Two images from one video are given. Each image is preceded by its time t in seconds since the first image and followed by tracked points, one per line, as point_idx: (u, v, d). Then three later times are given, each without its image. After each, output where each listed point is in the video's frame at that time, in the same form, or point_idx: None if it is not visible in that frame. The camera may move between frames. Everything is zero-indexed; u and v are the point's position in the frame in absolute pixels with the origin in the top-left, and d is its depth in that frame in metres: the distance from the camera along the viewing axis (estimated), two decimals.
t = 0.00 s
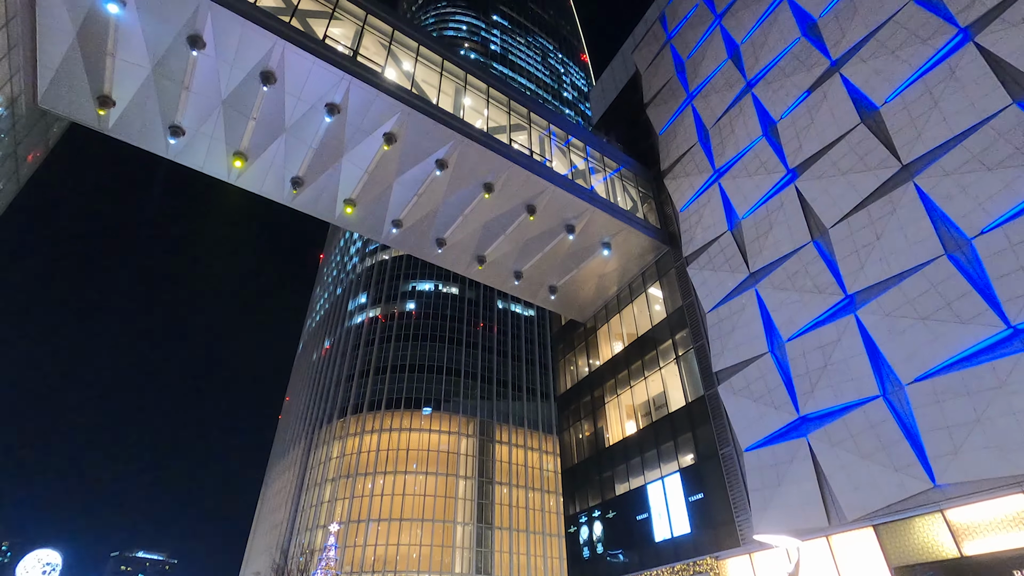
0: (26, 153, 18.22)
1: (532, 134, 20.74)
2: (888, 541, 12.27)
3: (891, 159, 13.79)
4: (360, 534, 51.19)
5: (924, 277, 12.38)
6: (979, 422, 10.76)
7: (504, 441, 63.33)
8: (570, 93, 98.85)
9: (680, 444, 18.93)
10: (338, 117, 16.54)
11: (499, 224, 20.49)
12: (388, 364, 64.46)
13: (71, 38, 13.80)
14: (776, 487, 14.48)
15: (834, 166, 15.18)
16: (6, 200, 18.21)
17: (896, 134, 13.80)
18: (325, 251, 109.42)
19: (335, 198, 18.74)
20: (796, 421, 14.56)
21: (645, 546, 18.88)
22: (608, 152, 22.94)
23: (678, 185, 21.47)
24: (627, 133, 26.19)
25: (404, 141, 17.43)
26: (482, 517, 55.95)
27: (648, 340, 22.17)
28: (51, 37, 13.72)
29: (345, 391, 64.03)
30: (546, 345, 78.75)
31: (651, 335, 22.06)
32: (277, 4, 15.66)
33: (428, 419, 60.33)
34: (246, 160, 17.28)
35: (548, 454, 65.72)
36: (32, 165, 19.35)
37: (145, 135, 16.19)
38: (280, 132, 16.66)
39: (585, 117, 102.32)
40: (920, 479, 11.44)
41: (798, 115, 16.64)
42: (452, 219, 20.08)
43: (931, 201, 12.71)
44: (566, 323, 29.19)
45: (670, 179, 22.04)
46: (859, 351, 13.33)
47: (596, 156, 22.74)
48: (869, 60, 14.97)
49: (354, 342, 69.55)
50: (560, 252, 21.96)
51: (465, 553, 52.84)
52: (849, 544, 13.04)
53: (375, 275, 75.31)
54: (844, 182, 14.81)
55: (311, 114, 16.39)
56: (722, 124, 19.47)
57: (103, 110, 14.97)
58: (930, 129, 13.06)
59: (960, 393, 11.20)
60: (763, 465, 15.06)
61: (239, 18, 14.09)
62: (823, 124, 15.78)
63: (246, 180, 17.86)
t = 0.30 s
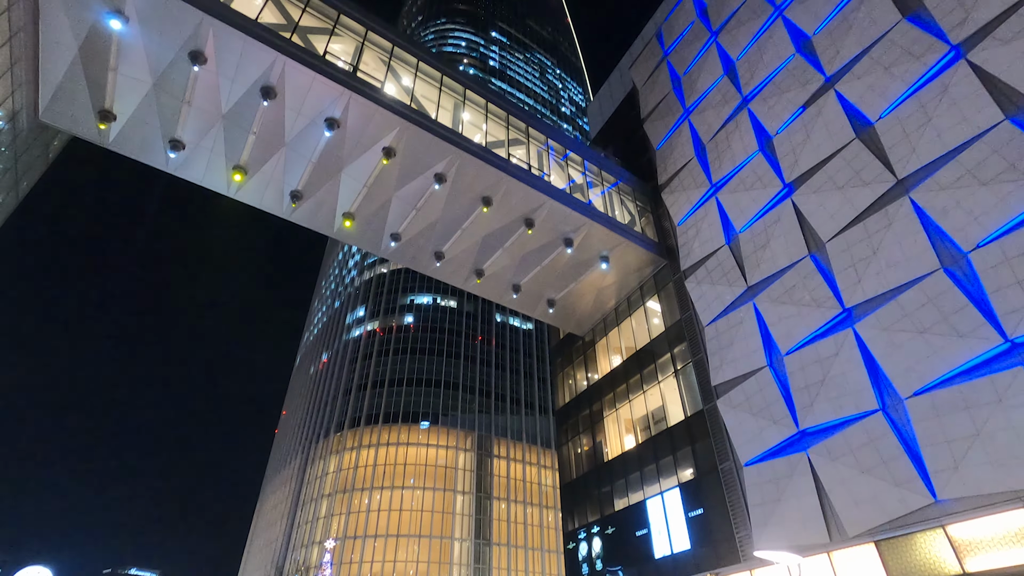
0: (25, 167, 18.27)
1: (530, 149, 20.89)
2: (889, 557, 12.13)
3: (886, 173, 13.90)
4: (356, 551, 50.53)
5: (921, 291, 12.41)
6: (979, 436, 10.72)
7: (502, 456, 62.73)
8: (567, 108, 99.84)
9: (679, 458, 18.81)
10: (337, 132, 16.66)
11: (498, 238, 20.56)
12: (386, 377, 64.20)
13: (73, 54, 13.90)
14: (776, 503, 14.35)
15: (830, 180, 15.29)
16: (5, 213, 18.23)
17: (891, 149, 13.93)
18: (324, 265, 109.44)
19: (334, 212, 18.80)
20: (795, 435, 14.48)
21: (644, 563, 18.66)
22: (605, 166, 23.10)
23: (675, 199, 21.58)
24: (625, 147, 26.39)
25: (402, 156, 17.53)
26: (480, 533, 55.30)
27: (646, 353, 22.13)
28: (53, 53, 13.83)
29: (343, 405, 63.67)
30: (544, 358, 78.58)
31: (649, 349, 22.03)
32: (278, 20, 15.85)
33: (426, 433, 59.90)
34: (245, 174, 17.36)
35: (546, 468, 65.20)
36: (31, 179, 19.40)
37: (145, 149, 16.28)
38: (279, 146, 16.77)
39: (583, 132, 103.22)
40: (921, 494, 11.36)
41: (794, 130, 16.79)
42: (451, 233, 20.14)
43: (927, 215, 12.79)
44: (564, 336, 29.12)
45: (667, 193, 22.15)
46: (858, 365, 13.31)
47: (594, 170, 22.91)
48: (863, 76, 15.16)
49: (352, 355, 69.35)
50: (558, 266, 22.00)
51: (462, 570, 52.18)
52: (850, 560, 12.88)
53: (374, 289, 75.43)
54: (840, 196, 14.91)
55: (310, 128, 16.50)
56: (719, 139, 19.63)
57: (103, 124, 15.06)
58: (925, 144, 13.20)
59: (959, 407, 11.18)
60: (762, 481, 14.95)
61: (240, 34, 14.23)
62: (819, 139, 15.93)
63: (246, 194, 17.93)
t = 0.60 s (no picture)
0: (25, 181, 18.32)
1: (529, 165, 21.06)
2: None
3: (881, 190, 14.02)
4: (352, 569, 49.73)
5: (918, 307, 12.45)
6: (979, 453, 10.67)
7: (500, 472, 62.17)
8: (565, 125, 100.81)
9: (679, 475, 18.66)
10: (337, 147, 16.78)
11: (496, 253, 20.63)
12: (383, 392, 63.88)
13: (76, 70, 14.05)
14: (776, 520, 14.22)
15: (826, 197, 15.41)
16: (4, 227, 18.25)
17: (886, 166, 14.08)
18: (322, 279, 109.51)
19: (333, 227, 18.86)
20: (795, 452, 14.40)
21: None
22: (603, 182, 23.27)
23: (672, 215, 21.69)
24: (622, 164, 26.60)
25: (401, 171, 17.64)
26: (477, 552, 54.53)
27: (644, 369, 22.07)
28: (57, 68, 13.99)
29: (339, 420, 63.23)
30: (543, 373, 78.39)
31: (648, 364, 21.97)
32: (280, 38, 16.07)
33: (423, 449, 59.42)
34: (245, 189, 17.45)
35: (544, 485, 64.57)
36: (31, 193, 19.45)
37: (146, 164, 16.37)
38: (279, 162, 16.88)
39: (581, 148, 104.07)
40: (923, 512, 11.27)
41: (790, 147, 16.96)
42: (449, 248, 20.20)
43: (923, 232, 12.88)
44: (562, 351, 29.03)
45: (665, 209, 22.28)
46: (856, 381, 13.28)
47: (592, 186, 23.08)
48: (857, 95, 15.36)
49: (349, 370, 69.10)
50: (556, 281, 22.04)
51: None
52: None
53: (372, 303, 75.57)
54: (836, 212, 15.01)
55: (310, 143, 16.62)
56: (716, 156, 19.81)
57: (104, 139, 15.17)
58: (919, 162, 13.34)
59: (958, 423, 11.14)
60: (763, 498, 14.82)
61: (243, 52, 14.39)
62: (814, 156, 16.08)
63: (245, 209, 17.99)
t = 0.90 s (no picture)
0: (24, 196, 18.36)
1: (526, 182, 21.21)
2: None
3: (875, 209, 14.16)
4: None
5: (914, 325, 12.49)
6: (978, 473, 10.61)
7: (496, 491, 61.48)
8: (562, 143, 101.85)
9: (676, 495, 18.49)
10: (336, 164, 16.88)
11: (493, 270, 20.67)
12: (379, 410, 63.38)
13: (78, 86, 14.16)
14: (776, 541, 14.05)
15: (821, 215, 15.54)
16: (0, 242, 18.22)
17: (880, 186, 14.23)
18: (319, 294, 109.39)
19: (331, 243, 18.89)
20: (794, 471, 14.28)
21: None
22: (600, 200, 23.45)
23: (669, 233, 21.80)
24: (619, 182, 26.80)
25: (400, 188, 17.74)
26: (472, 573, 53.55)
27: (641, 386, 21.99)
28: (58, 85, 14.07)
29: (334, 438, 62.59)
30: (539, 390, 78.10)
31: (645, 382, 21.89)
32: (281, 57, 16.27)
33: (418, 468, 58.78)
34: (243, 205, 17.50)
35: (541, 504, 63.80)
36: (29, 208, 19.46)
37: (145, 180, 16.44)
38: (278, 178, 16.96)
39: (578, 166, 105.01)
40: (923, 533, 11.16)
41: (784, 167, 17.14)
42: (446, 265, 20.23)
43: (917, 251, 12.98)
44: (559, 369, 28.91)
45: (661, 227, 22.40)
46: (854, 399, 13.25)
47: (589, 204, 23.25)
48: (850, 115, 15.58)
49: (345, 387, 68.67)
50: (553, 298, 22.05)
51: None
52: None
53: (368, 320, 75.58)
54: (831, 231, 15.13)
55: (309, 160, 16.73)
56: (711, 175, 19.99)
57: (104, 154, 15.25)
58: (912, 182, 13.50)
59: (957, 443, 11.09)
60: (761, 518, 14.66)
61: (244, 70, 14.52)
62: (809, 176, 16.26)
63: (243, 224, 18.03)
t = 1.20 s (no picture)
0: (25, 211, 18.44)
1: (525, 199, 21.34)
2: None
3: (873, 227, 14.24)
4: None
5: (913, 343, 12.49)
6: (981, 492, 10.52)
7: (494, 510, 60.63)
8: (560, 160, 102.72)
9: (676, 514, 18.28)
10: (336, 180, 16.98)
11: (492, 286, 20.68)
12: (376, 426, 62.90)
13: (81, 103, 14.28)
14: (777, 561, 13.86)
15: (818, 233, 15.62)
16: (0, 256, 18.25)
17: (876, 204, 14.35)
18: (318, 310, 109.34)
19: (330, 258, 18.91)
20: (794, 490, 14.14)
21: None
22: (598, 217, 23.58)
23: (667, 249, 21.87)
24: (618, 199, 26.96)
25: (399, 204, 17.82)
26: None
27: (641, 403, 21.87)
28: (61, 102, 14.20)
29: (331, 455, 61.99)
30: (538, 407, 77.63)
31: (644, 399, 21.77)
32: (283, 75, 16.47)
33: (415, 485, 58.10)
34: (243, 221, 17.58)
35: (540, 523, 62.80)
36: (29, 223, 19.54)
37: (145, 195, 16.52)
38: (278, 194, 17.05)
39: (576, 182, 105.77)
40: (926, 553, 11.02)
41: (781, 185, 17.27)
42: (445, 280, 20.25)
43: (914, 268, 13.04)
44: (558, 385, 28.75)
45: (660, 243, 22.48)
46: (854, 417, 13.18)
47: (588, 221, 23.38)
48: (846, 134, 15.74)
49: (342, 403, 68.28)
50: (552, 314, 22.04)
51: None
52: None
53: (367, 335, 75.59)
54: (829, 248, 15.19)
55: (310, 176, 16.83)
56: (709, 192, 20.14)
57: (105, 170, 15.34)
58: (909, 200, 13.62)
59: (958, 462, 11.01)
60: (762, 538, 14.48)
61: (246, 87, 14.66)
62: (806, 193, 16.37)
63: (242, 240, 18.08)
